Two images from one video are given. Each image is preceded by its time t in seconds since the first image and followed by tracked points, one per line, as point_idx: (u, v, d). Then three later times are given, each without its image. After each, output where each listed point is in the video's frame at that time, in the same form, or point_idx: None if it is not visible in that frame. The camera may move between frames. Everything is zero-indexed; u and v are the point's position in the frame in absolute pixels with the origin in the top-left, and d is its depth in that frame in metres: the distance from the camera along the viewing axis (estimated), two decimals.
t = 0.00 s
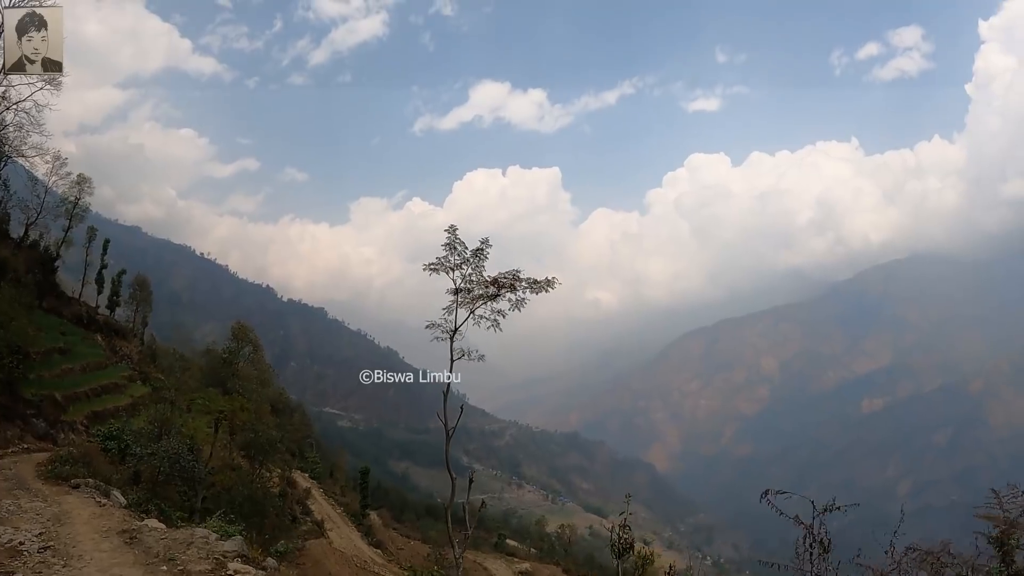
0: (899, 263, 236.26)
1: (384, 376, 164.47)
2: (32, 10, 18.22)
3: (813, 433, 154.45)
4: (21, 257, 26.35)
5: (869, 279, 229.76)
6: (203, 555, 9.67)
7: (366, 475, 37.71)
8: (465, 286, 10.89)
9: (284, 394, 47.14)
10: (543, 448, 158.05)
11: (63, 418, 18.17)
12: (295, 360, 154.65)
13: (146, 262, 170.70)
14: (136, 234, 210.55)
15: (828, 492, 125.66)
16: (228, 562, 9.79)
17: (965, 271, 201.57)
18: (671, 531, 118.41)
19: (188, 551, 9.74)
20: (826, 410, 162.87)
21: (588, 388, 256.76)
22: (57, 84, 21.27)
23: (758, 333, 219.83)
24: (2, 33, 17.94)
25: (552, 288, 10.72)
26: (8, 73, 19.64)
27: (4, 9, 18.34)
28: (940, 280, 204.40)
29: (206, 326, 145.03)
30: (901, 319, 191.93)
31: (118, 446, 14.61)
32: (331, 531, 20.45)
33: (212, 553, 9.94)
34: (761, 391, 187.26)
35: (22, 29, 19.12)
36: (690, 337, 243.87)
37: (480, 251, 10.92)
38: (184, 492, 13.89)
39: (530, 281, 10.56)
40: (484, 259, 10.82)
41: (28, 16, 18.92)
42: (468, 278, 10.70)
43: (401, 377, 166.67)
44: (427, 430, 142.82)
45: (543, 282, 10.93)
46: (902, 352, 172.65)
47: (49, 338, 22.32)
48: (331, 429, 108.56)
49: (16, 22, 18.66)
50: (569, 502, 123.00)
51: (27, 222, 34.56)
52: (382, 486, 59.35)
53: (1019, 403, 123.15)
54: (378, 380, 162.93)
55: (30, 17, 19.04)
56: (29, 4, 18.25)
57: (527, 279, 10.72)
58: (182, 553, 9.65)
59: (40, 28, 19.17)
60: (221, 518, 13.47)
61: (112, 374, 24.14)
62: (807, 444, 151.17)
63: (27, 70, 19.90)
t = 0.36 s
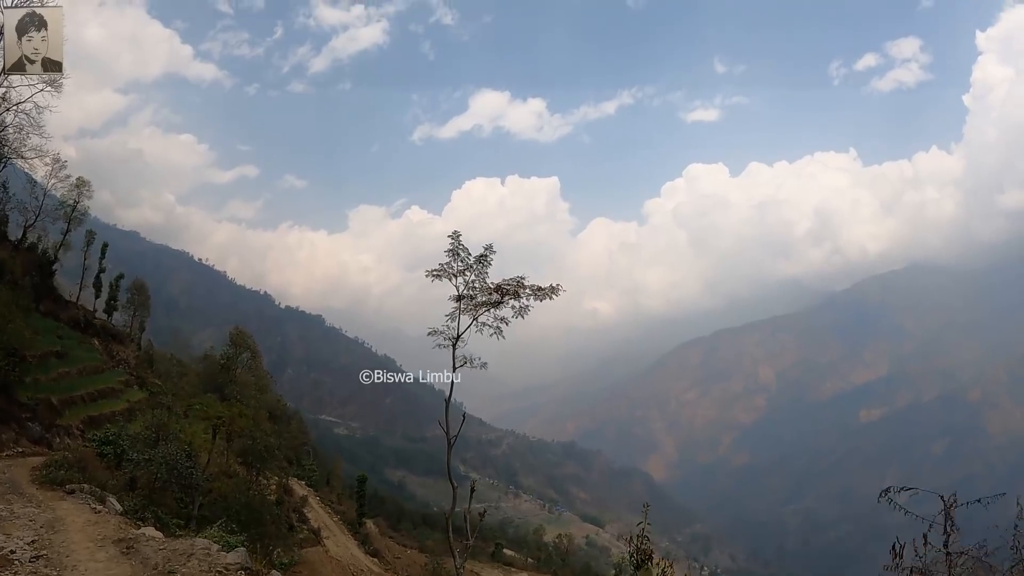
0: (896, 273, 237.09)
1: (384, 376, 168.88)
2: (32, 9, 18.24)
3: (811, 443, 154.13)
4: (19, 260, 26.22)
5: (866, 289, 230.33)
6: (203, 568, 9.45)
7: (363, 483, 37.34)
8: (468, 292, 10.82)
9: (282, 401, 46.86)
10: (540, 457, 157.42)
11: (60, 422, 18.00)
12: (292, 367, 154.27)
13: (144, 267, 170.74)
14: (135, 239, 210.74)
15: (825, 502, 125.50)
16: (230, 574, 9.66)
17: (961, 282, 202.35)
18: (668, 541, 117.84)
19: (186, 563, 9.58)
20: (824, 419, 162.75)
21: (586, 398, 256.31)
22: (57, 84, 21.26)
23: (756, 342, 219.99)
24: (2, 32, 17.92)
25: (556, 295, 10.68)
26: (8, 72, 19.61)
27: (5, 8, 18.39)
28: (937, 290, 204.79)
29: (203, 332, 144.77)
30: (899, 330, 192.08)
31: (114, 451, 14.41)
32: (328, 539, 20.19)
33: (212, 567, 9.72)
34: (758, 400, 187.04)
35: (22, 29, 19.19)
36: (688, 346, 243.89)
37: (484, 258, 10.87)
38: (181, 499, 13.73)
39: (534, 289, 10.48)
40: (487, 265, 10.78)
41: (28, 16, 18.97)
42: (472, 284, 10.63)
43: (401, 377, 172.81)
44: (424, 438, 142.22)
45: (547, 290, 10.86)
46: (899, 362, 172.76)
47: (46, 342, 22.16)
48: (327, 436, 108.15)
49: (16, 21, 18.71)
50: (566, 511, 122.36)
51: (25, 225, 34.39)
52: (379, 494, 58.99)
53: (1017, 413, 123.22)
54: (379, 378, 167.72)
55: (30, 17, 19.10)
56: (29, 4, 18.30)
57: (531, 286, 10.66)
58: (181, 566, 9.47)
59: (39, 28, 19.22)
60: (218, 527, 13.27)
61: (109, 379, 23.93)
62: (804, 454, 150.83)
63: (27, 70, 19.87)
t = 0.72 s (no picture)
0: (892, 282, 237.85)
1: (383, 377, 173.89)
2: (32, 9, 18.22)
3: (808, 452, 153.81)
4: (14, 266, 25.97)
5: (861, 298, 231.13)
6: None
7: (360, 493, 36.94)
8: (470, 301, 10.74)
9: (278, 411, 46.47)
10: (536, 467, 156.57)
11: (54, 431, 17.74)
12: (287, 377, 153.44)
13: (140, 276, 169.94)
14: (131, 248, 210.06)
15: (822, 512, 125.39)
16: None
17: (956, 290, 203.11)
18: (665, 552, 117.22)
19: None
20: (820, 429, 162.58)
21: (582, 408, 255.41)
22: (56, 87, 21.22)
23: (752, 351, 220.01)
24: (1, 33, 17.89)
25: (560, 303, 10.60)
26: (7, 73, 19.53)
27: (5, 8, 18.39)
28: (933, 299, 205.55)
29: (198, 341, 143.89)
30: (895, 338, 192.49)
31: (109, 460, 14.18)
32: (325, 551, 19.93)
33: None
34: (756, 409, 186.80)
35: (22, 29, 19.20)
36: (684, 356, 243.68)
37: (486, 266, 10.81)
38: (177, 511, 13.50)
39: (537, 297, 10.42)
40: (490, 274, 10.70)
41: (28, 16, 18.97)
42: (474, 291, 10.55)
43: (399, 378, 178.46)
44: (420, 449, 141.45)
45: (550, 298, 10.78)
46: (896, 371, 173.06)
47: (41, 349, 21.93)
48: (323, 446, 107.30)
49: (15, 21, 18.68)
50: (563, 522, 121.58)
51: (21, 231, 34.15)
52: (374, 505, 58.60)
53: (1014, 420, 123.45)
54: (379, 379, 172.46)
55: (30, 17, 19.10)
56: (29, 3, 18.29)
57: (534, 294, 10.58)
58: None
59: (39, 28, 19.21)
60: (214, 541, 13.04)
61: (105, 388, 23.65)
62: (802, 463, 150.50)
63: (26, 70, 19.75)
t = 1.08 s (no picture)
0: (889, 291, 238.13)
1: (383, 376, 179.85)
2: (32, 9, 18.25)
3: (807, 461, 153.44)
4: (12, 269, 25.86)
5: (858, 307, 231.27)
6: None
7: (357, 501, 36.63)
8: (475, 306, 10.73)
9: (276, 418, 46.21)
10: (534, 476, 155.76)
11: (50, 435, 17.58)
12: (284, 385, 152.85)
13: (137, 282, 169.51)
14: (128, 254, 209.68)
15: (820, 521, 125.13)
16: None
17: (954, 300, 203.59)
18: (663, 562, 116.62)
19: None
20: (818, 438, 162.28)
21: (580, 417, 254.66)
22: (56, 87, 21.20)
23: (751, 359, 219.81)
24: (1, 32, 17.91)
25: (566, 309, 10.60)
26: (7, 73, 19.56)
27: (6, 8, 18.43)
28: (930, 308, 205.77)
29: (195, 348, 143.32)
30: (893, 347, 192.52)
31: (106, 466, 14.02)
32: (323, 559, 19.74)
33: None
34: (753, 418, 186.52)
35: (22, 29, 19.22)
36: (682, 364, 243.38)
37: (492, 271, 10.79)
38: (177, 517, 13.35)
39: (544, 303, 10.38)
40: (496, 279, 10.70)
41: (29, 16, 19.02)
42: (480, 297, 10.53)
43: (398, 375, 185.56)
44: (417, 458, 140.78)
45: (557, 304, 10.76)
46: (893, 380, 173.16)
47: (38, 353, 21.78)
48: (319, 454, 106.70)
49: (15, 21, 18.72)
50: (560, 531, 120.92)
51: (19, 234, 34.05)
52: (371, 513, 58.15)
53: (1012, 429, 123.53)
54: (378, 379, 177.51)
55: (30, 17, 19.15)
56: (30, 3, 18.32)
57: (541, 300, 10.55)
58: None
59: (40, 28, 19.22)
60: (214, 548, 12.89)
61: (102, 393, 23.48)
62: (800, 472, 150.13)
63: (27, 70, 19.77)
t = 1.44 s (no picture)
0: (888, 296, 238.27)
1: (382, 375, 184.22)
2: (32, 9, 18.26)
3: (806, 467, 153.14)
4: (10, 273, 25.78)
5: (857, 312, 231.32)
6: None
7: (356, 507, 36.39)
8: (479, 310, 10.71)
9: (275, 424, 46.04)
10: (532, 482, 155.16)
11: (48, 440, 17.46)
12: (282, 391, 152.48)
13: (136, 288, 169.25)
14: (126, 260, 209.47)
15: (819, 526, 124.88)
16: None
17: (951, 305, 203.80)
18: (662, 568, 116.19)
19: None
20: (817, 443, 161.98)
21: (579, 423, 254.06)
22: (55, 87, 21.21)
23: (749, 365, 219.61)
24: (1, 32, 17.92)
25: (571, 313, 10.53)
26: (8, 73, 19.57)
27: (5, 8, 18.44)
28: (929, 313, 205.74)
29: (193, 354, 142.91)
30: (892, 352, 192.52)
31: (104, 470, 13.92)
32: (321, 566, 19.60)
33: None
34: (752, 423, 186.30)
35: (22, 29, 19.24)
36: (681, 370, 243.12)
37: (496, 274, 10.73)
38: (175, 524, 13.25)
39: (549, 307, 10.33)
40: (500, 282, 10.63)
41: (28, 16, 19.02)
42: (484, 300, 10.48)
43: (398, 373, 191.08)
44: (415, 464, 140.25)
45: (561, 308, 10.70)
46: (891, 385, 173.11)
47: (36, 358, 21.67)
48: (317, 460, 106.24)
49: (16, 21, 18.74)
50: (559, 537, 120.42)
51: (16, 238, 33.98)
52: (369, 519, 57.83)
53: (1011, 434, 123.54)
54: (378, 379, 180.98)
55: (30, 18, 19.17)
56: (29, 4, 18.32)
57: (545, 304, 10.49)
58: None
59: (39, 28, 19.23)
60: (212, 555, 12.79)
61: (100, 398, 23.34)
62: (799, 477, 149.77)
63: (27, 70, 19.81)
